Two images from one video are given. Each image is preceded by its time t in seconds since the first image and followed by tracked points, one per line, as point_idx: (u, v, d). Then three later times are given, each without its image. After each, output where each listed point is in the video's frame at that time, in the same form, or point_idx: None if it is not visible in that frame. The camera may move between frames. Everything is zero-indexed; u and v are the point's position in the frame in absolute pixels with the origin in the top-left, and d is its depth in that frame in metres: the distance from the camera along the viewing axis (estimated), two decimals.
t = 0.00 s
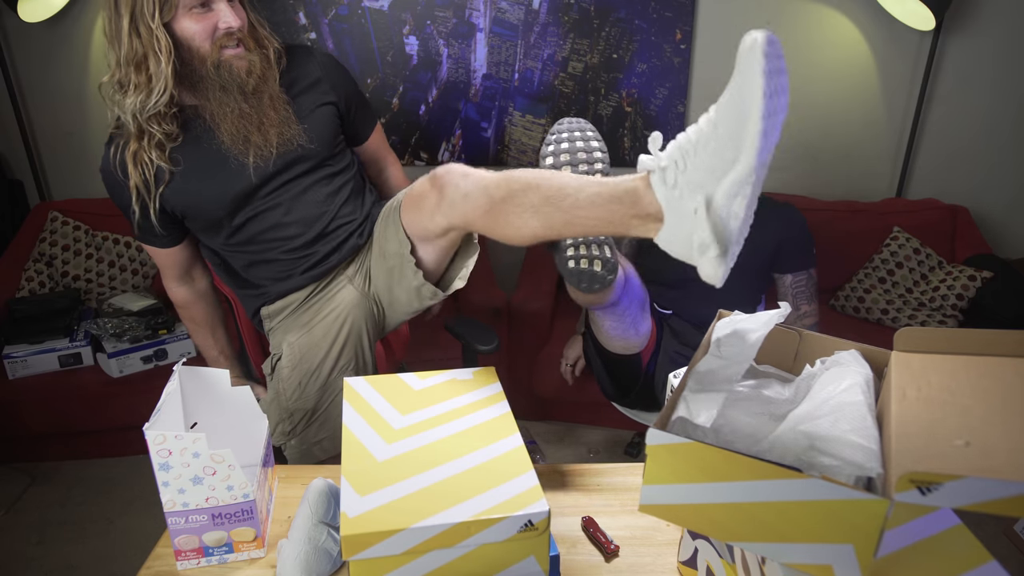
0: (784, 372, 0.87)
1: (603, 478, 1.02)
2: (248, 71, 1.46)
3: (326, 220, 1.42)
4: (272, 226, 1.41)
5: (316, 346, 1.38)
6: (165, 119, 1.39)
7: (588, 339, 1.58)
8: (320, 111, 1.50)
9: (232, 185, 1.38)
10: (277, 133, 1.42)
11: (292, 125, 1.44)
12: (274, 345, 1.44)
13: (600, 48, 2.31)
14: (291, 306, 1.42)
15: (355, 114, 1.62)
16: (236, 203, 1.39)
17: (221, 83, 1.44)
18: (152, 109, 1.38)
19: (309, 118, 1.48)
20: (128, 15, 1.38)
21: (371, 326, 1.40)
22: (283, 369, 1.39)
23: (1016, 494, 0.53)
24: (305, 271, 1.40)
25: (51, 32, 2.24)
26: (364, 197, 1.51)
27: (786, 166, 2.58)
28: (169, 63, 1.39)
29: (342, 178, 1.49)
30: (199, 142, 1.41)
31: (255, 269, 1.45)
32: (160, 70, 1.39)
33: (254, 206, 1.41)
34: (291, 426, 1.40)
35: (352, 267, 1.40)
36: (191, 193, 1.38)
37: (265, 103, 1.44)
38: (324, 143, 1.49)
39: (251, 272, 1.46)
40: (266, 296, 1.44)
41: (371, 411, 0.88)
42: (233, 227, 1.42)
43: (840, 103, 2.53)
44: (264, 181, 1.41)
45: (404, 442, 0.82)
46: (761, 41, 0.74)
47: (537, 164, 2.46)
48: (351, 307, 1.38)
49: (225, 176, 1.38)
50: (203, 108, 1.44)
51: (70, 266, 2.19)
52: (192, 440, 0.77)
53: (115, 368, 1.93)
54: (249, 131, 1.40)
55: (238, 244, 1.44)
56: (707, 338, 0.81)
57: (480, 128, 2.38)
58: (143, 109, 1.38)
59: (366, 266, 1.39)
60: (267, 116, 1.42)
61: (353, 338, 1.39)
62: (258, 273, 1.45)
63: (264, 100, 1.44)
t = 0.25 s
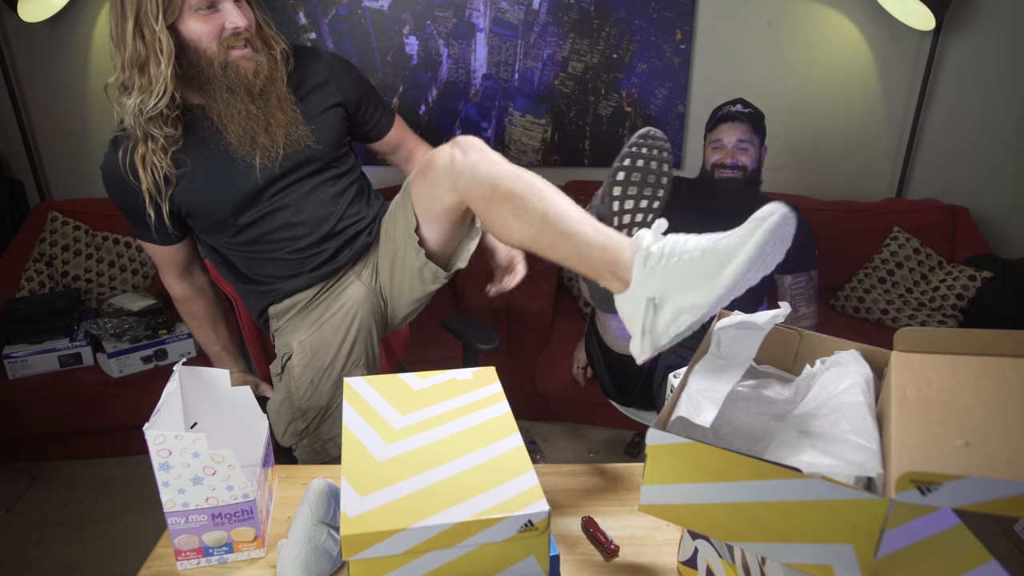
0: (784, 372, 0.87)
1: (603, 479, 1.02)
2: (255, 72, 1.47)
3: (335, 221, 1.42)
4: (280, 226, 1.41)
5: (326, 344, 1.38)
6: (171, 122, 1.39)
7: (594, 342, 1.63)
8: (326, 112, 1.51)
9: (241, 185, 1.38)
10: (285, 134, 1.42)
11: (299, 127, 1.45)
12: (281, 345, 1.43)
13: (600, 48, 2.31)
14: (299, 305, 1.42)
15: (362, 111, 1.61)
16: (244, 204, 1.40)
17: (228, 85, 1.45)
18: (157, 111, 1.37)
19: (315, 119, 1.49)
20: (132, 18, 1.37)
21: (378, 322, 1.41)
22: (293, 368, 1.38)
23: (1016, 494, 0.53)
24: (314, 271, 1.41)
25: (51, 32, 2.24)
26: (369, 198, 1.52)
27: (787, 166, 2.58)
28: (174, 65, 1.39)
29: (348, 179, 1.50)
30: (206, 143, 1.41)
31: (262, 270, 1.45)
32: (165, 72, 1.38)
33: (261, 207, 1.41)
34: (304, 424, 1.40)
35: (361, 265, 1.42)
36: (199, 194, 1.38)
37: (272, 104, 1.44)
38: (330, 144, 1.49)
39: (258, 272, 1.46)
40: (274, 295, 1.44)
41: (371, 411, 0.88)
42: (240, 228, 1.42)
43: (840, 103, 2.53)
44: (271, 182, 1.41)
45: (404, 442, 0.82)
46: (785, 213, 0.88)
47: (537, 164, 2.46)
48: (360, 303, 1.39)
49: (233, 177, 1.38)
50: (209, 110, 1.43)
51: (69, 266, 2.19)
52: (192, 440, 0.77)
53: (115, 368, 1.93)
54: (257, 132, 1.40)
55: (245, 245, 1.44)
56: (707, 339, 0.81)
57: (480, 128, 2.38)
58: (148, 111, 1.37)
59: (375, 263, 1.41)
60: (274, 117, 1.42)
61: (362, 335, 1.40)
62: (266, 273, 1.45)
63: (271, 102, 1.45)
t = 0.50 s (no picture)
0: (784, 372, 0.87)
1: (603, 479, 1.02)
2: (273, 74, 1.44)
3: (351, 221, 1.45)
4: (294, 226, 1.42)
5: (340, 339, 1.40)
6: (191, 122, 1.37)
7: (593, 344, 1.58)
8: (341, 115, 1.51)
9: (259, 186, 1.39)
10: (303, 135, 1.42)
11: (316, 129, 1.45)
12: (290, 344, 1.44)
13: (600, 48, 2.31)
14: (312, 304, 1.44)
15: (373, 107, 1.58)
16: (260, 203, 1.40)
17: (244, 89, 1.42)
18: (176, 114, 1.35)
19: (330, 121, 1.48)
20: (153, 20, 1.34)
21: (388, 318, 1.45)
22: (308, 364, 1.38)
23: (1016, 494, 0.53)
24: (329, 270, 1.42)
25: (51, 32, 2.24)
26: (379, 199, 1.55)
27: (787, 166, 2.58)
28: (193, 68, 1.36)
29: (359, 180, 1.52)
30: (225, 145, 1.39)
31: (273, 270, 1.45)
32: (185, 72, 1.35)
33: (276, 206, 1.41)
34: (321, 419, 1.38)
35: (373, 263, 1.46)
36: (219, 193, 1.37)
37: (291, 106, 1.43)
38: (343, 145, 1.50)
39: (269, 274, 1.45)
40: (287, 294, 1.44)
41: (371, 411, 0.88)
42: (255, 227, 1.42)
43: (840, 103, 2.52)
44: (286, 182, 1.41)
45: (404, 442, 0.82)
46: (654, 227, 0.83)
47: (537, 164, 2.45)
48: (373, 299, 1.42)
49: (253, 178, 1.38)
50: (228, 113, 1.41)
51: (70, 266, 2.19)
52: (192, 440, 0.77)
53: (115, 368, 1.93)
54: (276, 133, 1.39)
55: (257, 245, 1.43)
56: (708, 339, 0.82)
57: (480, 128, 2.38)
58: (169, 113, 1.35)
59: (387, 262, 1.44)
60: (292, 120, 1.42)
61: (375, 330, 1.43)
62: (275, 272, 1.44)
63: (290, 104, 1.44)
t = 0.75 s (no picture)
0: (784, 372, 0.87)
1: (603, 479, 1.02)
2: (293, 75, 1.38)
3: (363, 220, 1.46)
4: (307, 225, 1.43)
5: (350, 336, 1.38)
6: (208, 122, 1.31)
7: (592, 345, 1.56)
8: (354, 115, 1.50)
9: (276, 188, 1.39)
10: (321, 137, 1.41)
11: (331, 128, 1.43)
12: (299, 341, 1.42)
13: (600, 48, 2.31)
14: (321, 300, 1.43)
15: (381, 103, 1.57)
16: (275, 203, 1.40)
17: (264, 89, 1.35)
18: (191, 112, 1.29)
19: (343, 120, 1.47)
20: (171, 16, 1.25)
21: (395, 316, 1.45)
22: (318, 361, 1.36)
23: (1016, 494, 0.53)
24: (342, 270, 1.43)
25: (51, 32, 2.24)
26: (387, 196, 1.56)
27: (787, 166, 2.58)
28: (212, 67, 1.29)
29: (369, 177, 1.53)
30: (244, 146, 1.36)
31: (284, 268, 1.45)
32: (205, 72, 1.28)
33: (291, 205, 1.42)
34: (330, 416, 1.35)
35: (382, 262, 1.48)
36: (236, 194, 1.38)
37: (310, 108, 1.40)
38: (353, 144, 1.49)
39: (281, 271, 1.45)
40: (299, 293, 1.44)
41: (371, 411, 0.88)
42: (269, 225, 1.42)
43: (840, 103, 2.52)
44: (301, 182, 1.41)
45: (404, 442, 0.82)
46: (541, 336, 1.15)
47: (537, 164, 2.45)
48: (382, 296, 1.42)
49: (271, 180, 1.38)
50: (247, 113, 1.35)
51: (70, 266, 2.19)
52: (192, 440, 0.77)
53: (115, 368, 1.93)
54: (295, 135, 1.36)
55: (269, 243, 1.44)
56: (708, 338, 0.83)
57: (480, 128, 2.38)
58: (186, 113, 1.28)
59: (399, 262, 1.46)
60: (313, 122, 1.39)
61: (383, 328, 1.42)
62: (288, 270, 1.45)
63: (310, 105, 1.40)
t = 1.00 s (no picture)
0: (784, 372, 0.87)
1: (603, 479, 1.02)
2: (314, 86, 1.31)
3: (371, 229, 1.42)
4: (313, 233, 1.39)
5: (351, 346, 1.38)
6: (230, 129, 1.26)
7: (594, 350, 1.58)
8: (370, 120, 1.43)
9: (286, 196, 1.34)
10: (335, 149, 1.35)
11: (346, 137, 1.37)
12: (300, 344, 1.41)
13: (600, 48, 2.31)
14: (324, 306, 1.41)
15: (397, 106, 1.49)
16: (283, 209, 1.36)
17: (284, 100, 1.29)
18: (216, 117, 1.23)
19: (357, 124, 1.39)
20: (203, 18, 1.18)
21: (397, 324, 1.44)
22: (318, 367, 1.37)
23: (1016, 494, 0.53)
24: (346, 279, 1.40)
25: (51, 31, 2.23)
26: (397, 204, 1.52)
27: (787, 167, 2.58)
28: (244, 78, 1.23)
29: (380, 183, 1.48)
30: (259, 155, 1.30)
31: (286, 271, 1.43)
32: (236, 79, 1.21)
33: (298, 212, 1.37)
34: (328, 419, 1.38)
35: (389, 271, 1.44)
36: (246, 198, 1.33)
37: (327, 117, 1.33)
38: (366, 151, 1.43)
39: (283, 275, 1.43)
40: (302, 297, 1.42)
41: (371, 411, 0.88)
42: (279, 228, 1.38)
43: (840, 103, 2.52)
44: (312, 189, 1.36)
45: (404, 442, 0.82)
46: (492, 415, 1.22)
47: (537, 164, 2.45)
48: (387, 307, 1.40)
49: (280, 189, 1.33)
50: (263, 123, 1.29)
51: (70, 266, 2.19)
52: (192, 440, 0.77)
53: (115, 368, 1.93)
54: (307, 147, 1.30)
55: (275, 246, 1.40)
56: (708, 338, 0.82)
57: (480, 128, 2.38)
58: (212, 121, 1.22)
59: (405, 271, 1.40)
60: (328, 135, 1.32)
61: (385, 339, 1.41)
62: (291, 274, 1.43)
63: (327, 116, 1.33)
